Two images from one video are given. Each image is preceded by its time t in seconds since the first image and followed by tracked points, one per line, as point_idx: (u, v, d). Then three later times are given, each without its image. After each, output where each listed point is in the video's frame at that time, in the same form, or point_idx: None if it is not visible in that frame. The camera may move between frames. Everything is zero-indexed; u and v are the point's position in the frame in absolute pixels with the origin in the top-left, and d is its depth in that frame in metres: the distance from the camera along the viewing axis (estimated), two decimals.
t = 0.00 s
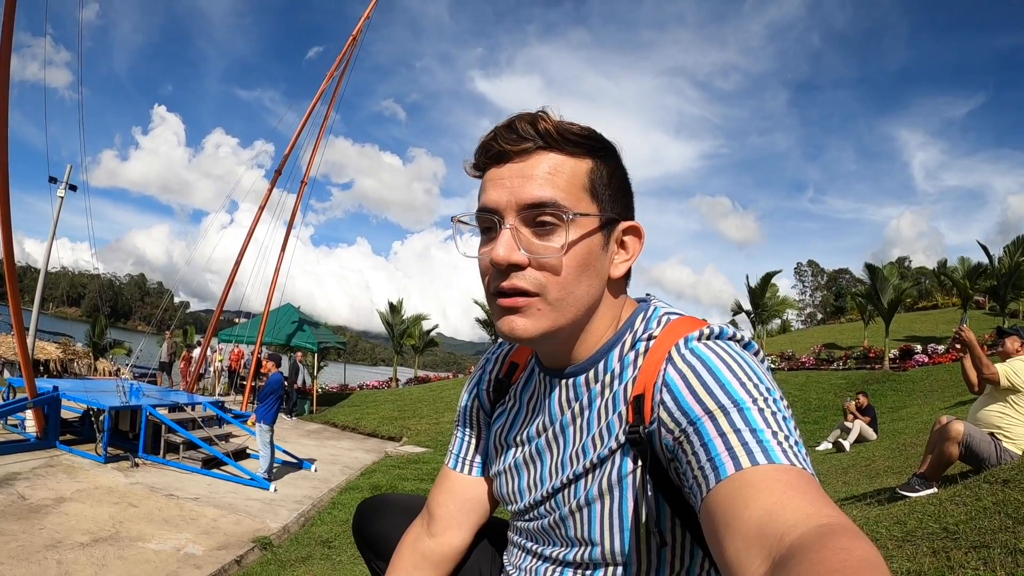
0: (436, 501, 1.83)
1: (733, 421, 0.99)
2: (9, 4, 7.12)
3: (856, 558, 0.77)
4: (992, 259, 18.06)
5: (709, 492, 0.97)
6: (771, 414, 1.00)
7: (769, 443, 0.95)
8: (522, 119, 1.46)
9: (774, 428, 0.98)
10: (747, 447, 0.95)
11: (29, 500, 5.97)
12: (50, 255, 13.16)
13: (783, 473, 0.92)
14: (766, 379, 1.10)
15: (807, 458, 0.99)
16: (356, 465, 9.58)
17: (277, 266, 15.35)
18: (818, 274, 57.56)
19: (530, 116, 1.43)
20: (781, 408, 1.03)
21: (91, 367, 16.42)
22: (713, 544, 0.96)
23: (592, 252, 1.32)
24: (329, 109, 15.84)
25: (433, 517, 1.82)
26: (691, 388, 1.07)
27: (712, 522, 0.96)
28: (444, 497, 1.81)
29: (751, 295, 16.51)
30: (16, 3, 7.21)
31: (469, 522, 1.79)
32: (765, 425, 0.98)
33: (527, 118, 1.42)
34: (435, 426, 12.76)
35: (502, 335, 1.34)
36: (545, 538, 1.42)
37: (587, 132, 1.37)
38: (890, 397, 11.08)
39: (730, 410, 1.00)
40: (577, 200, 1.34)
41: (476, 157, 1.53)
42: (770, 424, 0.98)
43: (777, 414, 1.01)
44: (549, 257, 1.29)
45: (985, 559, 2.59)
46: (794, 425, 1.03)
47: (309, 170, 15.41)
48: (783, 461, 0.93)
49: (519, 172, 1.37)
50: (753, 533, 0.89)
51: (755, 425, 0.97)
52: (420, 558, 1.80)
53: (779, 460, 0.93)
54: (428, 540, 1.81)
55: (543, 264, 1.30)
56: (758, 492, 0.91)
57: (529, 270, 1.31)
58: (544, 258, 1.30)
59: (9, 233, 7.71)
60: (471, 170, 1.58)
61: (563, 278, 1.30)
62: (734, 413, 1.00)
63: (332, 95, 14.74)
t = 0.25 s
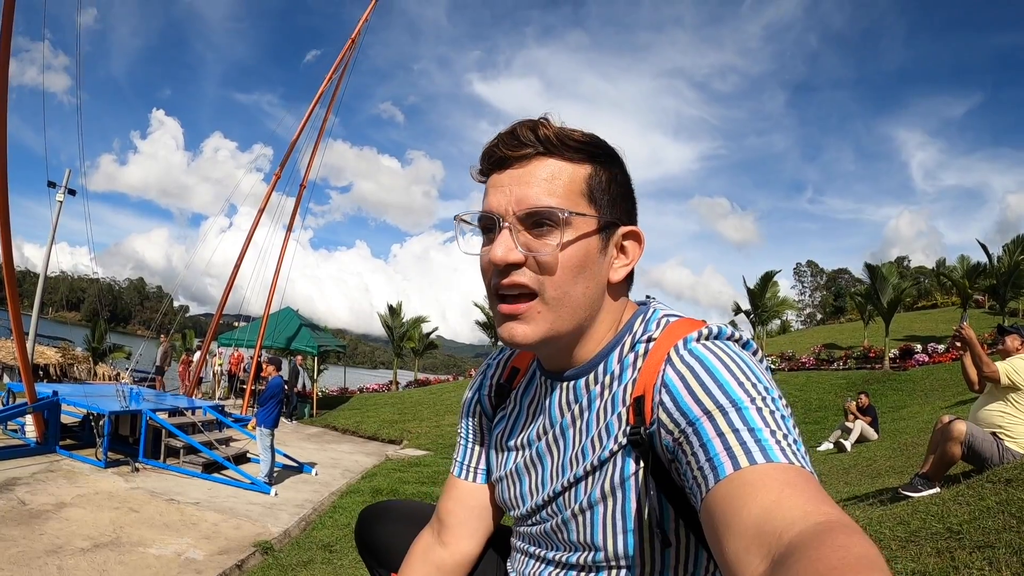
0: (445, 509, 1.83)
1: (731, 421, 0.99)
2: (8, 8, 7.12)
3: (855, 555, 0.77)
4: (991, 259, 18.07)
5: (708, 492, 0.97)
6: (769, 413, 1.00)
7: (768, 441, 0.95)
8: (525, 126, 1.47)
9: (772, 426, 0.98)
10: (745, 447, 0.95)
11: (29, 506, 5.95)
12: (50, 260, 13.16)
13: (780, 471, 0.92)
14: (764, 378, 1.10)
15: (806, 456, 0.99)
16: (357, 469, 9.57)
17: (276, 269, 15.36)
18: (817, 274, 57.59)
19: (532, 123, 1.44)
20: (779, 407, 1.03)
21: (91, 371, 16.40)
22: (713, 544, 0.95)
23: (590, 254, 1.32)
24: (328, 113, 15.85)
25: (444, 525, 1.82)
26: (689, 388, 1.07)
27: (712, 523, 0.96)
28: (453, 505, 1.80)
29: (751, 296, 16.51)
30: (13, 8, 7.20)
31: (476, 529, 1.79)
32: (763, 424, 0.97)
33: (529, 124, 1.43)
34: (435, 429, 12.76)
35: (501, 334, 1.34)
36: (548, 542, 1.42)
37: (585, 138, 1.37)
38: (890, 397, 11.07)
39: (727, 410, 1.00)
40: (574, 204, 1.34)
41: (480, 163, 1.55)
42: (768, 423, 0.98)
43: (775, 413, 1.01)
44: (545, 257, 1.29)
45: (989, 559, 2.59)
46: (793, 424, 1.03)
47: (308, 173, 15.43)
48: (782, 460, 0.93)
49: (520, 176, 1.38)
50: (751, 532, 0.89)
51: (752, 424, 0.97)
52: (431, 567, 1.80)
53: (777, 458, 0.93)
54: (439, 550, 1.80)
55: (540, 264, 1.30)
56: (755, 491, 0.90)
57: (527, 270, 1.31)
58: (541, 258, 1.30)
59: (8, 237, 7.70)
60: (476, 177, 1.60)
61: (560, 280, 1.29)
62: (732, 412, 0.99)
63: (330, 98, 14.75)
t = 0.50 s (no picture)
0: (462, 504, 1.82)
1: (736, 427, 0.99)
2: None
3: (861, 562, 0.77)
4: (983, 251, 18.18)
5: (713, 498, 0.97)
6: (774, 418, 1.00)
7: (773, 448, 0.95)
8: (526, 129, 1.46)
9: (777, 432, 0.97)
10: (750, 452, 0.95)
11: (24, 510, 5.91)
12: (41, 260, 13.04)
13: (786, 477, 0.91)
14: (768, 383, 1.10)
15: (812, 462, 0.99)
16: (353, 467, 9.55)
17: (270, 267, 15.28)
18: (809, 266, 57.87)
19: (534, 126, 1.43)
20: (784, 412, 1.03)
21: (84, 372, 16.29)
22: (720, 550, 0.95)
23: (594, 259, 1.32)
24: (320, 110, 15.77)
25: (462, 521, 1.81)
26: (694, 394, 1.07)
27: (716, 529, 0.96)
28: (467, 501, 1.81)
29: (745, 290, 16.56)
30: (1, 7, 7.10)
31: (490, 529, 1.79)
32: (768, 430, 0.97)
33: (531, 128, 1.42)
34: (432, 426, 12.75)
35: (506, 340, 1.34)
36: (552, 546, 1.41)
37: (589, 142, 1.37)
38: (884, 389, 11.15)
39: (732, 416, 1.00)
40: (578, 209, 1.33)
41: (481, 166, 1.54)
42: (773, 428, 0.98)
43: (780, 419, 1.01)
44: (550, 263, 1.29)
45: (989, 554, 2.61)
46: (798, 430, 1.03)
47: (301, 170, 15.35)
48: (787, 466, 0.93)
49: (523, 181, 1.38)
50: (756, 539, 0.89)
51: (757, 430, 0.97)
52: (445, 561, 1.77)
53: (782, 464, 0.93)
54: (456, 545, 1.79)
55: (545, 269, 1.30)
56: (761, 497, 0.90)
57: (532, 276, 1.31)
58: (546, 264, 1.30)
59: None
60: (477, 179, 1.59)
61: (565, 286, 1.30)
62: (737, 418, 0.99)
63: (323, 94, 14.66)
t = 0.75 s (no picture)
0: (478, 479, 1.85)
1: (743, 420, 0.99)
2: None
3: (865, 555, 0.77)
4: (978, 242, 18.25)
5: (718, 491, 0.97)
6: (781, 413, 1.00)
7: (780, 441, 0.95)
8: (528, 124, 1.45)
9: (783, 426, 0.98)
10: (757, 446, 0.95)
11: (22, 509, 5.90)
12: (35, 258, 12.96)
13: (792, 470, 0.92)
14: (775, 378, 1.10)
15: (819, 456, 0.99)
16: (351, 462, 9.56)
17: (265, 263, 15.23)
18: (804, 258, 57.96)
19: (534, 121, 1.42)
20: (791, 406, 1.04)
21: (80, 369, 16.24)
22: (723, 542, 0.95)
23: (596, 254, 1.32)
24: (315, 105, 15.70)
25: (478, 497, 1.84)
26: (702, 388, 1.07)
27: (721, 522, 0.96)
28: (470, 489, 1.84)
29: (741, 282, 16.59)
30: None
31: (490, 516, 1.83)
32: (775, 423, 0.98)
33: (532, 123, 1.41)
34: (429, 420, 12.77)
35: (510, 338, 1.35)
36: (558, 540, 1.42)
37: (591, 135, 1.36)
38: (879, 381, 11.21)
39: (739, 409, 1.00)
40: (579, 204, 1.33)
41: (484, 163, 1.54)
42: (780, 422, 0.98)
43: (787, 412, 1.01)
44: (552, 259, 1.29)
45: (987, 546, 2.63)
46: (804, 423, 1.03)
47: (295, 165, 15.28)
48: (794, 459, 0.93)
49: (524, 178, 1.38)
50: (761, 531, 0.89)
51: (764, 424, 0.97)
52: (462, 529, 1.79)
53: (789, 457, 0.93)
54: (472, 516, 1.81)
55: (548, 267, 1.31)
56: (766, 489, 0.90)
57: (535, 273, 1.31)
58: (548, 261, 1.30)
59: None
60: (481, 176, 1.59)
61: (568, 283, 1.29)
62: (744, 411, 1.00)
63: (317, 89, 14.57)
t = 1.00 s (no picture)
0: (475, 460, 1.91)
1: (739, 418, 0.99)
2: None
3: (860, 554, 0.77)
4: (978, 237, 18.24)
5: (714, 490, 0.97)
6: (776, 411, 1.00)
7: (775, 440, 0.95)
8: (521, 125, 1.45)
9: (779, 425, 0.98)
10: (753, 444, 0.95)
11: (23, 506, 5.91)
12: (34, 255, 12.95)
13: (788, 469, 0.92)
14: (771, 376, 1.10)
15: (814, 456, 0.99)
16: (351, 457, 9.57)
17: (265, 259, 15.21)
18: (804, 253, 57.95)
19: (528, 122, 1.42)
20: (787, 405, 1.03)
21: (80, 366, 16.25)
22: (719, 541, 0.95)
23: (597, 253, 1.31)
24: (313, 100, 15.68)
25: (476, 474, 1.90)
26: (698, 387, 1.07)
27: (717, 522, 0.95)
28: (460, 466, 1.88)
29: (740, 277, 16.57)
30: None
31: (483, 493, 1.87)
32: (771, 423, 0.97)
33: (526, 124, 1.41)
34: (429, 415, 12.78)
35: (514, 341, 1.33)
36: (557, 537, 1.42)
37: (584, 135, 1.37)
38: (878, 375, 11.23)
39: (736, 408, 1.00)
40: (578, 203, 1.33)
41: (476, 166, 1.53)
42: (776, 421, 0.98)
43: (783, 412, 1.01)
44: (555, 259, 1.28)
45: (985, 542, 2.64)
46: (800, 422, 1.03)
47: (294, 161, 15.24)
48: (789, 458, 0.93)
49: (522, 178, 1.36)
50: (757, 530, 0.88)
51: (760, 423, 0.97)
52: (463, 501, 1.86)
53: (784, 456, 0.93)
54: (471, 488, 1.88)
55: (551, 267, 1.29)
56: (762, 488, 0.90)
57: (538, 274, 1.30)
58: (552, 261, 1.29)
59: None
60: (473, 178, 1.58)
61: (572, 282, 1.28)
62: (740, 410, 0.99)
63: (316, 84, 14.51)
